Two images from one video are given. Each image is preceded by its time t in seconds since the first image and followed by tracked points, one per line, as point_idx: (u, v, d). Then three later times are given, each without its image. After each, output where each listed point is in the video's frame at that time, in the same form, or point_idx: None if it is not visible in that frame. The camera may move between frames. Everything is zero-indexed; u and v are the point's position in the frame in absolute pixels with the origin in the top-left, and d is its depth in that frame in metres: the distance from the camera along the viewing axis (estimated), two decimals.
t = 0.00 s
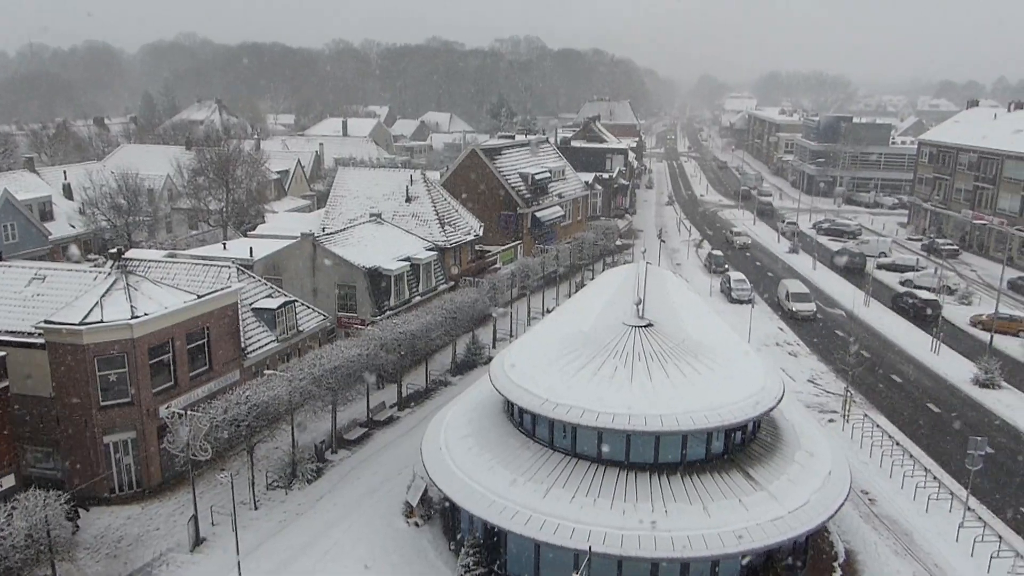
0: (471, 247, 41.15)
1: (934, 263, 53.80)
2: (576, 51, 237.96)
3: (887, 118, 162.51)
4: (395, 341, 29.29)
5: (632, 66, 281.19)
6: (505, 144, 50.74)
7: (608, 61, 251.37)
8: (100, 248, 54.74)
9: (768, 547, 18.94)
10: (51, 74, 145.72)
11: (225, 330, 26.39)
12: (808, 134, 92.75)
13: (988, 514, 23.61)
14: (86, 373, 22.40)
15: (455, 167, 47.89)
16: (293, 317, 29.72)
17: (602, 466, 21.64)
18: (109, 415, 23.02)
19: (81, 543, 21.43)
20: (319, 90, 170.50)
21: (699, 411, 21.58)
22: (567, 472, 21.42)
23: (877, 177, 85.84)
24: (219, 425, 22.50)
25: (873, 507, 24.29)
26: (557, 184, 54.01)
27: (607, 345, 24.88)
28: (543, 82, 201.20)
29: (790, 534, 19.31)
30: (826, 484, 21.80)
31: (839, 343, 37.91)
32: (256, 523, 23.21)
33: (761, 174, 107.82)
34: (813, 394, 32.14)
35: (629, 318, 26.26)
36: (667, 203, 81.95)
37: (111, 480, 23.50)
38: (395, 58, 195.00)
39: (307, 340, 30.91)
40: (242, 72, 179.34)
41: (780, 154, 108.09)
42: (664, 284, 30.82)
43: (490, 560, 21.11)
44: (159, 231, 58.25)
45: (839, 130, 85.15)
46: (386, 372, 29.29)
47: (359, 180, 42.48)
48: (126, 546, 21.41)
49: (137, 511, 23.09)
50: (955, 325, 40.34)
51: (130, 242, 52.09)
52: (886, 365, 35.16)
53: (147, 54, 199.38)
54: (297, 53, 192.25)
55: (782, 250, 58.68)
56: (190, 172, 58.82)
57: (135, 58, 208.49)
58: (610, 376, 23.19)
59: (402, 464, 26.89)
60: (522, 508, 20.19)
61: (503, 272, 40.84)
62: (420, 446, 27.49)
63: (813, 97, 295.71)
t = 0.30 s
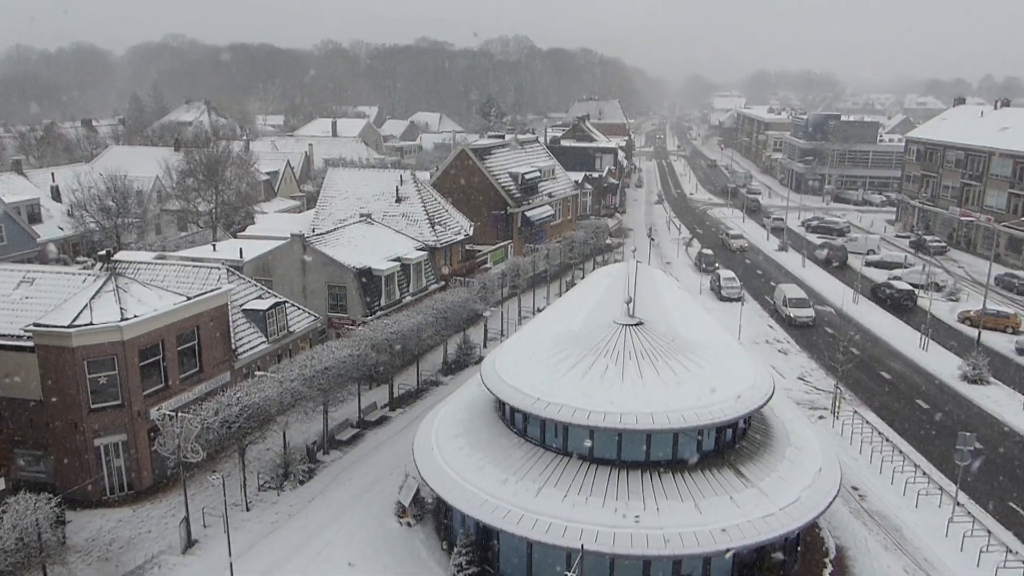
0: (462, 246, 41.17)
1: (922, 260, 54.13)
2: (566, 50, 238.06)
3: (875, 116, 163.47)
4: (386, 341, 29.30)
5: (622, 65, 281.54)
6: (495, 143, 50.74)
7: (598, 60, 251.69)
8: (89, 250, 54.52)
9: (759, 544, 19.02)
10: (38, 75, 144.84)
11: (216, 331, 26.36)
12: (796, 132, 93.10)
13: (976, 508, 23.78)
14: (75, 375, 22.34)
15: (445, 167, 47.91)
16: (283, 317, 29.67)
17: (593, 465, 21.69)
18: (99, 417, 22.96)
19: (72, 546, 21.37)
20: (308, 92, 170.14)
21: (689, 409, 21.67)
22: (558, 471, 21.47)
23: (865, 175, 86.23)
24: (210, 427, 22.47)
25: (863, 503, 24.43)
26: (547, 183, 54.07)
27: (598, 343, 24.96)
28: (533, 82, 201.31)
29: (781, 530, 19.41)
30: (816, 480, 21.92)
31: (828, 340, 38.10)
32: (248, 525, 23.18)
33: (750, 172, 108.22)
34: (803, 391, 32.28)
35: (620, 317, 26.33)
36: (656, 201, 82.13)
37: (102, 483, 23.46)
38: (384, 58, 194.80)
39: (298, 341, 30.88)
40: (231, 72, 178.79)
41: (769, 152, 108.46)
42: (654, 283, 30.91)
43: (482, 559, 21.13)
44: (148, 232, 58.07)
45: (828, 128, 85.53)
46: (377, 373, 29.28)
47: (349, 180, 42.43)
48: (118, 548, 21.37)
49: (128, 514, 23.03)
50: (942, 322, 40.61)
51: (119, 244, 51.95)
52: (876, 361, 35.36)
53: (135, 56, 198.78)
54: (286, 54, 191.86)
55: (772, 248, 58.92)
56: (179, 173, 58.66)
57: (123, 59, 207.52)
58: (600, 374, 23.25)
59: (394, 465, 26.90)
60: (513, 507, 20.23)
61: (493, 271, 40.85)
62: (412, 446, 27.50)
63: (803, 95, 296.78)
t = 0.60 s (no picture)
0: (452, 245, 41.13)
1: (910, 259, 54.43)
2: (556, 49, 238.09)
3: (863, 116, 164.41)
4: (376, 341, 29.23)
5: (611, 64, 281.80)
6: (485, 142, 50.67)
7: (588, 59, 251.83)
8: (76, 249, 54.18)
9: (748, 542, 19.10)
10: (25, 74, 143.76)
11: (205, 331, 26.26)
12: (785, 132, 93.43)
13: (964, 506, 23.95)
14: (63, 375, 22.20)
15: (435, 166, 47.84)
16: (273, 317, 29.56)
17: (584, 463, 21.71)
18: (88, 417, 22.83)
19: (60, 546, 21.24)
20: (298, 90, 169.66)
21: (679, 407, 21.71)
22: (549, 470, 21.48)
23: (854, 174, 86.64)
24: (199, 427, 22.35)
25: (852, 501, 24.55)
26: (538, 182, 54.06)
27: (588, 342, 24.98)
28: (524, 81, 201.29)
29: (770, 528, 19.50)
30: (805, 479, 22.02)
31: (817, 339, 38.25)
32: (238, 525, 23.10)
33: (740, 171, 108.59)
34: (793, 390, 32.41)
35: (610, 316, 26.35)
36: (647, 200, 82.26)
37: (90, 483, 23.32)
38: (375, 56, 194.37)
39: (288, 340, 30.77)
40: (221, 71, 177.99)
41: (758, 151, 108.82)
42: (645, 282, 30.95)
43: (472, 558, 21.12)
44: (136, 231, 57.76)
45: (817, 128, 85.85)
46: (367, 372, 29.22)
47: (339, 179, 42.29)
48: (106, 549, 21.25)
49: (116, 514, 22.92)
50: (930, 320, 40.84)
51: (108, 242, 51.69)
52: (864, 360, 35.54)
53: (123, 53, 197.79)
54: (276, 52, 191.16)
55: (762, 247, 59.14)
56: (168, 172, 58.36)
57: (112, 58, 206.29)
58: (591, 373, 23.27)
59: (384, 464, 26.85)
60: (504, 506, 20.22)
61: (483, 271, 40.82)
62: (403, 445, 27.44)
63: (792, 94, 297.92)
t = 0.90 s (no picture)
0: (443, 245, 41.12)
1: (899, 257, 54.76)
2: (548, 48, 238.12)
3: (852, 115, 165.29)
4: (367, 340, 29.18)
5: (603, 63, 282.09)
6: (476, 142, 50.67)
7: (579, 59, 252.15)
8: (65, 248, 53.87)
9: (739, 540, 19.18)
10: (13, 72, 142.68)
11: (195, 331, 26.16)
12: (775, 132, 93.79)
13: (952, 502, 24.12)
14: (51, 375, 22.07)
15: (426, 165, 47.81)
16: (263, 316, 29.47)
17: (575, 462, 21.74)
18: (76, 417, 22.72)
19: (48, 548, 21.11)
20: (288, 90, 169.19)
21: (670, 406, 21.77)
22: (540, 469, 21.49)
23: (844, 173, 87.08)
24: (190, 427, 22.23)
25: (842, 498, 24.66)
26: (529, 181, 54.07)
27: (580, 341, 25.00)
28: (515, 80, 201.30)
29: (761, 526, 19.58)
30: (796, 476, 22.12)
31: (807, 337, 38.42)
32: (228, 525, 23.01)
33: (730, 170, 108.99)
34: (783, 388, 32.54)
35: (601, 315, 26.39)
36: (638, 200, 82.43)
37: (79, 484, 23.19)
38: (366, 56, 194.06)
39: (278, 340, 30.66)
40: (211, 70, 177.26)
41: (748, 151, 109.22)
42: (636, 280, 31.03)
43: (464, 558, 21.11)
44: (126, 230, 57.49)
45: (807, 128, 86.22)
46: (358, 372, 29.16)
47: (329, 178, 42.20)
48: (95, 550, 21.15)
49: (106, 515, 22.79)
50: (919, 319, 41.07)
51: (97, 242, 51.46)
52: (854, 358, 35.73)
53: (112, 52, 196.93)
54: (266, 51, 190.60)
55: (752, 246, 59.35)
56: (157, 171, 58.08)
57: (101, 56, 205.11)
58: (582, 372, 23.31)
59: (375, 463, 26.82)
60: (496, 505, 20.23)
61: (475, 269, 40.82)
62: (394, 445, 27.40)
63: (782, 94, 299.15)
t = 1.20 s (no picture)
0: (432, 244, 41.09)
1: (886, 255, 55.12)
2: (536, 47, 238.14)
3: (839, 114, 166.35)
4: (357, 340, 29.11)
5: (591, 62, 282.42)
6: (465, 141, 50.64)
7: (568, 58, 252.47)
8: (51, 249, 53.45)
9: (729, 537, 19.25)
10: None
11: (184, 331, 26.03)
12: (763, 130, 94.20)
13: (939, 498, 24.29)
14: (38, 376, 21.92)
15: (415, 165, 47.75)
16: (252, 317, 29.36)
17: (565, 461, 21.78)
18: (64, 419, 22.57)
19: (36, 550, 20.96)
20: (277, 89, 168.53)
21: (660, 404, 21.84)
22: (530, 468, 21.51)
23: (831, 172, 87.63)
24: (179, 428, 22.14)
25: (831, 495, 24.79)
26: (518, 180, 54.05)
27: (569, 340, 25.04)
28: (504, 79, 201.23)
29: (750, 523, 19.66)
30: (785, 474, 22.23)
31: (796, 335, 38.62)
32: (217, 526, 22.93)
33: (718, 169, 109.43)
34: (772, 385, 32.71)
35: (591, 314, 26.44)
36: (627, 199, 82.57)
37: (67, 486, 23.04)
38: (354, 55, 193.61)
39: (267, 340, 30.56)
40: (198, 69, 176.28)
41: (736, 149, 109.68)
42: (625, 279, 31.12)
43: (455, 557, 21.10)
44: (113, 231, 57.10)
45: (795, 126, 86.59)
46: (348, 372, 29.09)
47: (318, 178, 42.05)
48: (83, 552, 21.00)
49: (94, 517, 22.65)
50: (906, 316, 41.40)
51: (83, 242, 51.12)
52: (842, 355, 35.95)
53: (98, 51, 195.54)
54: (254, 50, 189.76)
55: (741, 244, 59.59)
56: (144, 171, 57.72)
57: (87, 56, 203.67)
58: (572, 371, 23.34)
59: (365, 464, 26.77)
60: (486, 505, 20.23)
61: (464, 269, 40.79)
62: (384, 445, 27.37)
63: (770, 93, 300.43)
